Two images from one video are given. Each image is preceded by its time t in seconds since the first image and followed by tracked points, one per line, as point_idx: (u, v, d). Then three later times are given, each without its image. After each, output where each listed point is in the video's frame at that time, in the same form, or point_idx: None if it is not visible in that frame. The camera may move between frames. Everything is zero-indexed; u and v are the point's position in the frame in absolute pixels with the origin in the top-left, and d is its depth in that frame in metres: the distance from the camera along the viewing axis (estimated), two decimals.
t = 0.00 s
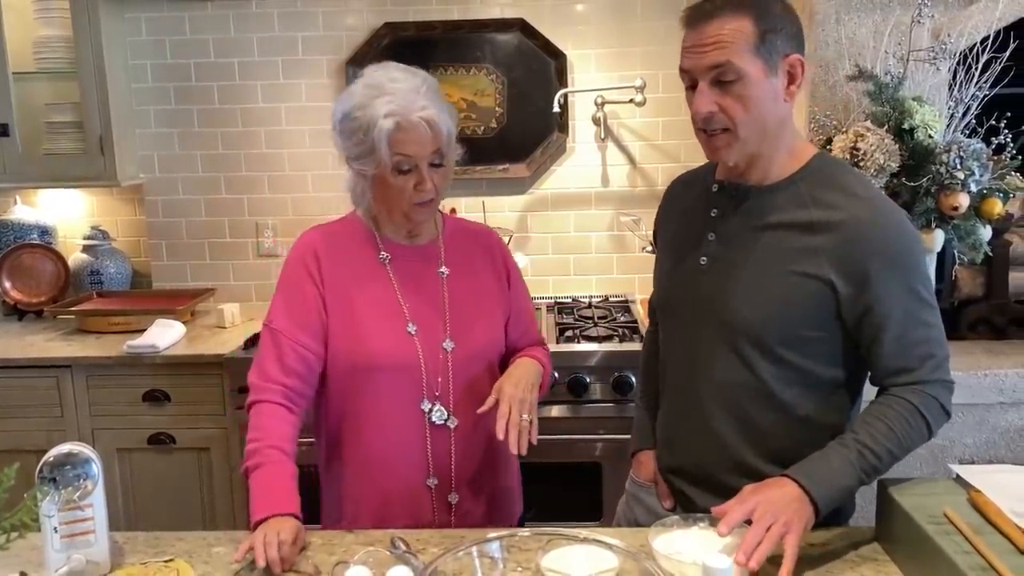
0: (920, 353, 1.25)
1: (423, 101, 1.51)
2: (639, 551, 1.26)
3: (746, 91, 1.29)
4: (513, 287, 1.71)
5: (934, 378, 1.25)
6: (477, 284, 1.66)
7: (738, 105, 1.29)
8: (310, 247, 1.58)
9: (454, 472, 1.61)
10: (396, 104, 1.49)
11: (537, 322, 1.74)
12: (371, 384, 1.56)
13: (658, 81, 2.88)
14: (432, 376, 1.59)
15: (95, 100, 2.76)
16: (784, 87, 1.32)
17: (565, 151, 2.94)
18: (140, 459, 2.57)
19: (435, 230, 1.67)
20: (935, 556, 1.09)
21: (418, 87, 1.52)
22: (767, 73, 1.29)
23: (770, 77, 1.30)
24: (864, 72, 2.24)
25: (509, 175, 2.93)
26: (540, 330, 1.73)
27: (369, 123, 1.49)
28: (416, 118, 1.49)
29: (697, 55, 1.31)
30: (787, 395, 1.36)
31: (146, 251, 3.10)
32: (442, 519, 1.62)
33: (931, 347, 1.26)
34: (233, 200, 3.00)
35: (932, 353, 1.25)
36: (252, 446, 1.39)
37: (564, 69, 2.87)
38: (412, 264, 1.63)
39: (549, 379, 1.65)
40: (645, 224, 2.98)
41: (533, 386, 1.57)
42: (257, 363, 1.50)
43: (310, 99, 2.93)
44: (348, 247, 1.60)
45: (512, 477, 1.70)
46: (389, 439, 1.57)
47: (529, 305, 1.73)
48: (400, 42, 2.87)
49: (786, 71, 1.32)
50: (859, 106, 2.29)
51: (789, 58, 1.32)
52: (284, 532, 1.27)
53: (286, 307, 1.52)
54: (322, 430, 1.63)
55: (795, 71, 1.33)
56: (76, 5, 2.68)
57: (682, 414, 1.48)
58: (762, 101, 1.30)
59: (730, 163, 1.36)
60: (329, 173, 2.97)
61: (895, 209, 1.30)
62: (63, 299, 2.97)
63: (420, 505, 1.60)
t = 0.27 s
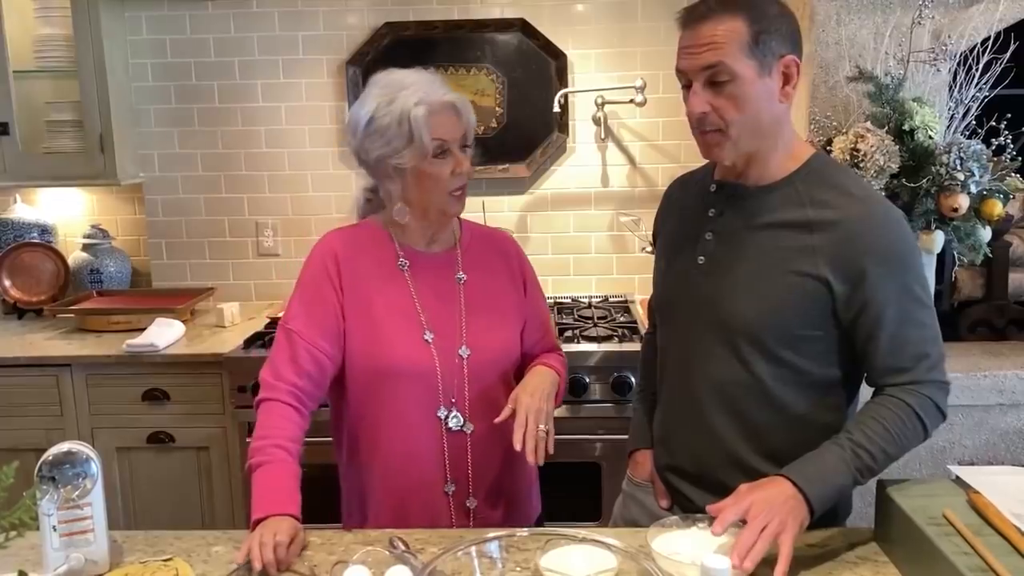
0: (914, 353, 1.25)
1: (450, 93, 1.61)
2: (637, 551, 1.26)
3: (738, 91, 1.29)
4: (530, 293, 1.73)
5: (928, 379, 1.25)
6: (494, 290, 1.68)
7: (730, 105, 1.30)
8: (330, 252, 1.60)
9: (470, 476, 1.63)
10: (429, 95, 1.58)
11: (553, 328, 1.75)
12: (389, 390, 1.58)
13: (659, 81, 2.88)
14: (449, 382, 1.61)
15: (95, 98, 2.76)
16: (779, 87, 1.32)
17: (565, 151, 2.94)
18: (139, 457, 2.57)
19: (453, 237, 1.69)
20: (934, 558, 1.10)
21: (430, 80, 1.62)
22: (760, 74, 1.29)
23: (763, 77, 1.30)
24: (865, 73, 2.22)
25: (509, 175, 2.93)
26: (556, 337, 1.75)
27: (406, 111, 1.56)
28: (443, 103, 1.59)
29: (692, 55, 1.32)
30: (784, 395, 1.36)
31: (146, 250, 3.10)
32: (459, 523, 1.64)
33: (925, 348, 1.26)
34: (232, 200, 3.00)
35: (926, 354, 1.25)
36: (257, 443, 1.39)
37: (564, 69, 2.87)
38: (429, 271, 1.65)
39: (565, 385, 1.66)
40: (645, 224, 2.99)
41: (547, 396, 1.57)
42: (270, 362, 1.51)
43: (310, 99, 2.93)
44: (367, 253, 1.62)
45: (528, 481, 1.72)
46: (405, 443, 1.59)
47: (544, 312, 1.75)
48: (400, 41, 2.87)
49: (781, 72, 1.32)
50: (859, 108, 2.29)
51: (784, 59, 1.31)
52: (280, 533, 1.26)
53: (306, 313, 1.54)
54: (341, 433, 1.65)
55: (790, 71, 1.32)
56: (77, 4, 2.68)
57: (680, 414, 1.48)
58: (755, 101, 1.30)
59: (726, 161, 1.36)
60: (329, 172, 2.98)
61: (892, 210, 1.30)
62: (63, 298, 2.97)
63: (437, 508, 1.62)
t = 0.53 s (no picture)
0: (911, 354, 1.25)
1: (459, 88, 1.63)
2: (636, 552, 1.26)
3: (725, 90, 1.30)
4: (537, 292, 1.73)
5: (928, 379, 1.25)
6: (503, 290, 1.68)
7: (716, 104, 1.31)
8: (339, 250, 1.61)
9: (477, 475, 1.64)
10: (439, 90, 1.60)
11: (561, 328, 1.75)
12: (397, 389, 1.58)
13: (659, 82, 2.88)
14: (458, 381, 1.61)
15: (95, 98, 2.76)
16: (768, 88, 1.32)
17: (565, 152, 2.95)
18: (139, 457, 2.57)
19: (462, 237, 1.70)
20: (933, 558, 1.10)
21: (436, 76, 1.63)
22: (748, 74, 1.30)
23: (751, 77, 1.30)
24: (865, 74, 2.22)
25: (509, 176, 2.93)
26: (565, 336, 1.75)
27: (417, 105, 1.58)
28: (453, 98, 1.60)
29: (681, 55, 1.33)
30: (784, 395, 1.36)
31: (146, 250, 3.10)
32: (468, 521, 1.65)
33: (923, 349, 1.26)
34: (233, 199, 3.00)
35: (924, 355, 1.25)
36: (261, 441, 1.39)
37: (564, 70, 2.87)
38: (438, 271, 1.65)
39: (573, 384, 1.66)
40: (645, 225, 2.99)
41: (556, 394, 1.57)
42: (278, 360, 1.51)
43: (311, 99, 2.93)
44: (376, 251, 1.62)
45: (536, 479, 1.73)
46: (414, 441, 1.59)
47: (552, 311, 1.75)
48: (401, 42, 2.87)
49: (771, 73, 1.31)
50: (859, 109, 2.29)
51: (775, 60, 1.31)
52: (280, 533, 1.26)
53: (315, 313, 1.54)
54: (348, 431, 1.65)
55: (781, 72, 1.31)
56: (78, 4, 2.69)
57: (679, 414, 1.48)
58: (741, 101, 1.30)
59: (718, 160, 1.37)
60: (329, 172, 2.98)
61: (890, 210, 1.30)
62: (64, 297, 2.97)
63: (445, 506, 1.62)
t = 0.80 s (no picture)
0: (909, 353, 1.25)
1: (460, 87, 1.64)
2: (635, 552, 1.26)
3: (709, 90, 1.32)
4: (540, 293, 1.74)
5: (926, 378, 1.25)
6: (507, 291, 1.68)
7: (701, 103, 1.33)
8: (345, 250, 1.61)
9: (480, 475, 1.64)
10: (440, 89, 1.61)
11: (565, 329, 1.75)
12: (401, 389, 1.58)
13: (660, 83, 2.88)
14: (463, 382, 1.62)
15: (96, 98, 2.76)
16: (755, 90, 1.32)
17: (566, 153, 2.95)
18: (139, 456, 2.58)
19: (467, 238, 1.70)
20: (931, 560, 1.10)
21: (441, 75, 1.64)
22: (733, 75, 1.31)
23: (736, 78, 1.31)
24: (866, 76, 2.23)
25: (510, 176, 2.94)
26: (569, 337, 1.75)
27: (417, 103, 1.59)
28: (454, 96, 1.61)
29: (672, 54, 1.36)
30: (782, 395, 1.37)
31: (147, 250, 3.11)
32: (471, 521, 1.65)
33: (920, 347, 1.26)
34: (234, 199, 3.01)
35: (921, 353, 1.25)
36: (264, 441, 1.40)
37: (565, 71, 2.87)
38: (443, 271, 1.65)
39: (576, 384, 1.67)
40: (645, 225, 2.99)
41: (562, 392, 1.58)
42: (283, 359, 1.51)
43: (311, 99, 2.93)
44: (381, 251, 1.63)
45: (539, 480, 1.73)
46: (417, 442, 1.59)
47: (557, 312, 1.75)
48: (402, 42, 2.88)
49: (757, 74, 1.32)
50: (860, 110, 2.30)
51: (761, 62, 1.31)
52: (280, 532, 1.27)
53: (321, 313, 1.55)
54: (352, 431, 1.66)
55: (768, 74, 1.32)
56: (79, 4, 2.69)
57: (678, 415, 1.49)
58: (726, 102, 1.32)
59: (709, 158, 1.39)
60: (330, 172, 2.98)
61: (887, 209, 1.30)
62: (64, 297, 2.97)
63: (448, 506, 1.62)
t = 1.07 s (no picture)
0: (906, 354, 1.25)
1: (447, 84, 1.61)
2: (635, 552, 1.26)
3: (702, 90, 1.33)
4: (544, 294, 1.73)
5: (923, 380, 1.25)
6: (509, 293, 1.68)
7: (694, 104, 1.34)
8: (347, 250, 1.61)
9: (480, 476, 1.64)
10: (421, 88, 1.60)
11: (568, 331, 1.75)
12: (402, 389, 1.59)
13: (661, 84, 2.88)
14: (463, 383, 1.62)
15: (98, 98, 2.77)
16: (748, 91, 1.32)
17: (567, 154, 2.95)
18: (141, 456, 2.58)
19: (470, 239, 1.70)
20: (930, 560, 1.10)
21: (439, 75, 1.64)
22: (726, 76, 1.32)
23: (729, 79, 1.32)
24: (867, 77, 2.23)
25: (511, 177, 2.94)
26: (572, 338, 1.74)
27: (393, 104, 1.59)
28: (435, 94, 1.59)
29: (668, 54, 1.37)
30: (780, 396, 1.37)
31: (148, 249, 3.11)
32: (470, 522, 1.65)
33: (918, 348, 1.26)
34: (235, 200, 3.01)
35: (919, 354, 1.26)
36: (265, 441, 1.40)
37: (566, 71, 2.87)
38: (444, 272, 1.65)
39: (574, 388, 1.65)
40: (647, 226, 2.99)
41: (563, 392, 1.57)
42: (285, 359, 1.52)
43: (313, 100, 2.94)
44: (383, 251, 1.63)
45: (541, 481, 1.72)
46: (418, 442, 1.60)
47: (560, 314, 1.74)
48: (403, 43, 2.88)
49: (750, 76, 1.32)
50: (861, 111, 2.29)
51: (754, 63, 1.31)
52: (280, 531, 1.27)
53: (322, 313, 1.55)
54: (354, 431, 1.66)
55: (762, 76, 1.32)
56: (81, 5, 2.70)
57: (677, 415, 1.49)
58: (718, 103, 1.33)
59: (704, 156, 1.40)
60: (331, 173, 2.99)
61: (884, 211, 1.30)
62: (66, 297, 2.98)
63: (448, 507, 1.63)
